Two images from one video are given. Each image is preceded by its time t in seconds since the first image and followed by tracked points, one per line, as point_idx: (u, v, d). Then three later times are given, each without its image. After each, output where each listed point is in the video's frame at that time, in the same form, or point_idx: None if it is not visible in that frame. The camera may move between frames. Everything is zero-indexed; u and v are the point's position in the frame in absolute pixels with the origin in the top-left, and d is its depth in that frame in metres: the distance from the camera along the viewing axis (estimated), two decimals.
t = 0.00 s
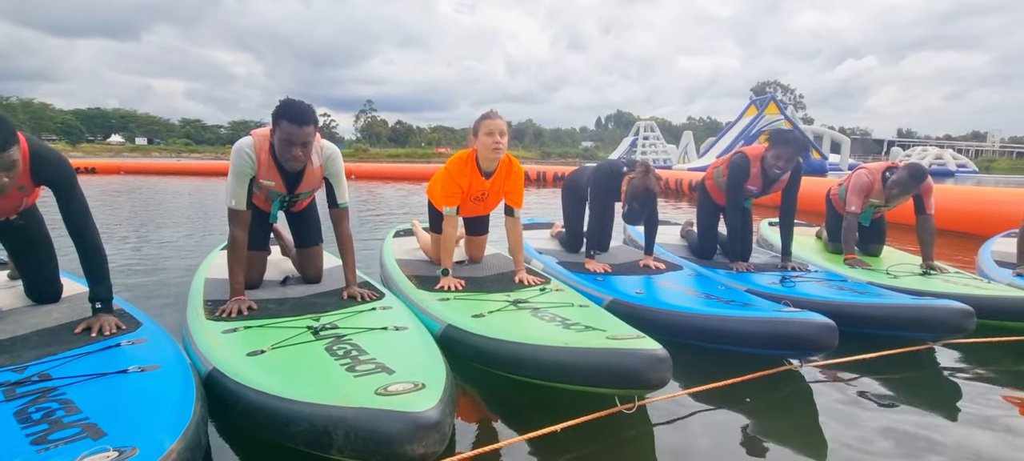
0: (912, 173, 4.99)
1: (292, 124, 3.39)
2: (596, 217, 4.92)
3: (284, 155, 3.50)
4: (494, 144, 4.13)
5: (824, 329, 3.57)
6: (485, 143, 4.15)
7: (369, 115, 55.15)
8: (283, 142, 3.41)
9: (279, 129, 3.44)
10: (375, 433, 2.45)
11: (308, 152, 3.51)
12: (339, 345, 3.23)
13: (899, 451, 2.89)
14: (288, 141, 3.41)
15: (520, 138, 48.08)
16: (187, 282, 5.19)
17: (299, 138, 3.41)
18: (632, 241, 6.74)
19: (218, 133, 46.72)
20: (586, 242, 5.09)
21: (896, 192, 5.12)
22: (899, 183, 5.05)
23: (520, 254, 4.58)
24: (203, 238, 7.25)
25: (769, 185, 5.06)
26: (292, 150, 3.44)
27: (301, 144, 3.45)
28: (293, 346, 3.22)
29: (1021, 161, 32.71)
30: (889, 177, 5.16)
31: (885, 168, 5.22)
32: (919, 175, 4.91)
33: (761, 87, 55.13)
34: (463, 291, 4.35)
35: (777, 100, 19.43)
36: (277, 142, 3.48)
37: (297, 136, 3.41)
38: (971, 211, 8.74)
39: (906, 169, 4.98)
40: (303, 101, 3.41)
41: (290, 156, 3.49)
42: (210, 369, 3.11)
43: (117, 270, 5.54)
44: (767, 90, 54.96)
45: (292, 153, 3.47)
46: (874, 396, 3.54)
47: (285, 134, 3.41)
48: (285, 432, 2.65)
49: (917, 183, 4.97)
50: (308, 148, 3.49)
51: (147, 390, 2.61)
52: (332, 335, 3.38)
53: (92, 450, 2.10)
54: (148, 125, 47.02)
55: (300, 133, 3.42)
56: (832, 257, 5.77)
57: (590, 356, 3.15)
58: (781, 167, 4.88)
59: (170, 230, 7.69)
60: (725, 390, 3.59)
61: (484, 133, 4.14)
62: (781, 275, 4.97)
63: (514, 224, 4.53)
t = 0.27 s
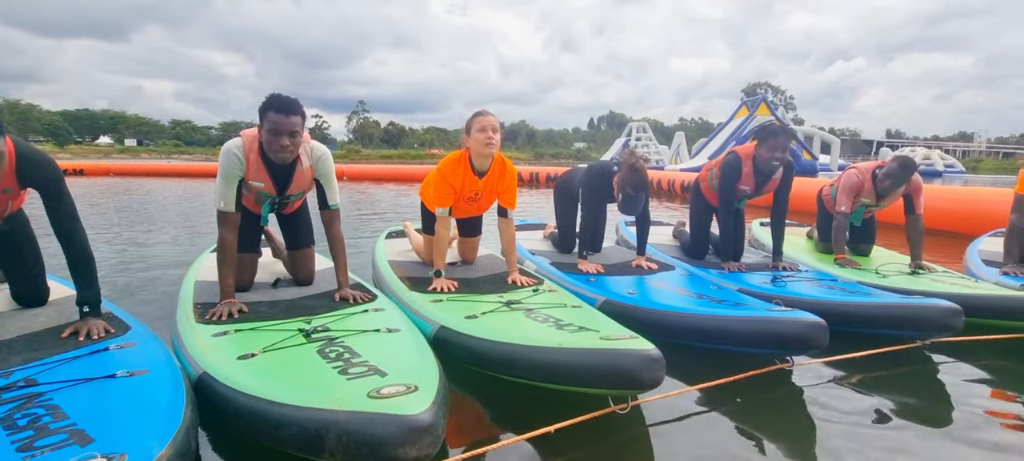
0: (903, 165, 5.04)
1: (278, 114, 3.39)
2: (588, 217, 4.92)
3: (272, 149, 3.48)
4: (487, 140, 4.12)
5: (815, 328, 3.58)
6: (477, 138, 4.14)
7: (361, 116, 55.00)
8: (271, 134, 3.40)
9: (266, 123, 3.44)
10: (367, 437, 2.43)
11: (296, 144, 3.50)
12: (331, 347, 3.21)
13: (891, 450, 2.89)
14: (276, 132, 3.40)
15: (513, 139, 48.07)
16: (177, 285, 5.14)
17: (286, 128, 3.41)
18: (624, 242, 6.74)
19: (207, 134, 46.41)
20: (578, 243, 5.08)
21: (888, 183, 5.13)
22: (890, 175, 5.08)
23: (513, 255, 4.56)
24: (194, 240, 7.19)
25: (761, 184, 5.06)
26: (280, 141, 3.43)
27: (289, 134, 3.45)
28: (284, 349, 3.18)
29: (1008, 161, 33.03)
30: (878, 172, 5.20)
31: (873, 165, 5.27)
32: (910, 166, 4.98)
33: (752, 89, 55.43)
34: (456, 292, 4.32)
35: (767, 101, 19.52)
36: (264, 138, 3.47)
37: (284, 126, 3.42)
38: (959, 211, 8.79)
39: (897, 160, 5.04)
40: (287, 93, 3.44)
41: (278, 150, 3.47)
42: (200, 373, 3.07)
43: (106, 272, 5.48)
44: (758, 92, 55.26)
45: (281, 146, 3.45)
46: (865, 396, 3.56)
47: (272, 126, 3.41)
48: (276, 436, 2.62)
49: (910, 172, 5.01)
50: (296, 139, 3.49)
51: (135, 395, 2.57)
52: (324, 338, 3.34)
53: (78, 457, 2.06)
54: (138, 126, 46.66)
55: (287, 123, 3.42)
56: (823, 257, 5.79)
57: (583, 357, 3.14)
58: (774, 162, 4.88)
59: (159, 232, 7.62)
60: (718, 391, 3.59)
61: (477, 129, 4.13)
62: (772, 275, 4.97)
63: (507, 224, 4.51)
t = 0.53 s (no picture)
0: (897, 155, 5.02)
1: (268, 107, 3.41)
2: (581, 216, 4.91)
3: (263, 144, 3.45)
4: (482, 134, 4.11)
5: (809, 327, 3.59)
6: (472, 134, 4.13)
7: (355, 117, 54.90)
8: (261, 126, 3.39)
9: (256, 118, 3.44)
10: (363, 438, 2.42)
11: (287, 138, 3.49)
12: (326, 349, 3.19)
13: (884, 447, 2.89)
14: (266, 125, 3.40)
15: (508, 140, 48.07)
16: (170, 287, 5.11)
17: (276, 121, 3.42)
18: (619, 242, 6.74)
19: (201, 135, 46.22)
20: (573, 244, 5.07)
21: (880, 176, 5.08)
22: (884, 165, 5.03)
23: (508, 256, 4.55)
24: (187, 241, 7.15)
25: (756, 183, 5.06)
26: (271, 134, 3.42)
27: (279, 128, 3.45)
28: (279, 351, 3.17)
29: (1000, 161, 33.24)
30: (873, 167, 5.18)
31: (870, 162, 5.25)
32: (901, 154, 4.93)
33: (746, 89, 55.62)
34: (452, 293, 4.31)
35: (761, 102, 19.59)
36: (255, 134, 3.46)
37: (274, 119, 3.42)
38: (951, 211, 8.83)
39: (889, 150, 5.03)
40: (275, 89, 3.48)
41: (269, 144, 3.45)
42: (193, 375, 3.05)
43: (98, 275, 5.44)
44: (752, 92, 55.43)
45: (272, 140, 3.43)
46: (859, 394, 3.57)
47: (262, 120, 3.42)
48: (270, 439, 2.60)
49: (900, 161, 4.95)
50: (287, 134, 3.48)
51: (128, 398, 2.55)
52: (318, 339, 3.33)
53: None
54: (131, 127, 46.43)
55: (276, 116, 3.43)
56: (817, 257, 5.80)
57: (579, 357, 3.13)
58: (771, 159, 4.87)
59: (152, 234, 7.58)
60: (713, 390, 3.59)
61: (471, 125, 4.13)
62: (767, 275, 4.98)
63: (502, 225, 4.51)
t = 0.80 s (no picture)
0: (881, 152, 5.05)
1: (257, 100, 3.42)
2: (575, 215, 4.90)
3: (252, 138, 3.43)
4: (475, 129, 4.10)
5: (801, 326, 3.60)
6: (465, 129, 4.12)
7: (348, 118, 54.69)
8: (250, 119, 3.39)
9: (245, 112, 3.45)
10: (355, 440, 2.40)
11: (276, 132, 3.47)
12: (318, 351, 3.17)
13: (875, 447, 2.90)
14: (255, 117, 3.40)
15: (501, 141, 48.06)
16: (160, 289, 5.07)
17: (265, 114, 3.42)
18: (613, 242, 6.74)
19: (192, 136, 45.94)
20: (567, 244, 5.06)
21: (868, 170, 5.09)
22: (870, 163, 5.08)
23: (502, 256, 4.54)
24: (178, 243, 7.09)
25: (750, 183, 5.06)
26: (260, 127, 3.41)
27: (268, 121, 3.44)
28: (270, 353, 3.14)
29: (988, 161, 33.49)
30: (862, 163, 5.20)
31: (860, 160, 5.29)
32: (886, 145, 4.96)
33: (738, 90, 55.87)
34: (445, 294, 4.30)
35: (753, 103, 19.67)
36: (244, 128, 3.45)
37: (263, 112, 3.42)
38: (941, 211, 8.87)
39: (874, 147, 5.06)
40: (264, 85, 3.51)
41: (259, 138, 3.43)
42: (183, 378, 3.02)
43: (87, 277, 5.39)
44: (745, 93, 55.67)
45: (261, 133, 3.41)
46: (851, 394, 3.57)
47: (251, 114, 3.42)
48: (261, 441, 2.58)
49: (885, 152, 4.97)
50: (276, 128, 3.47)
51: (116, 401, 2.52)
52: (310, 341, 3.30)
53: None
54: (122, 128, 46.11)
55: (266, 109, 3.43)
56: (809, 257, 5.82)
57: (572, 358, 3.13)
58: (766, 157, 4.87)
59: (142, 236, 7.51)
60: (705, 391, 3.59)
61: (464, 121, 4.13)
62: (759, 275, 4.99)
63: (496, 226, 4.49)
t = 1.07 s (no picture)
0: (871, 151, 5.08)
1: (247, 94, 3.42)
2: (568, 215, 4.91)
3: (243, 132, 3.41)
4: (468, 127, 4.09)
5: (793, 326, 3.61)
6: (459, 128, 4.11)
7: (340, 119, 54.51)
8: (240, 113, 3.37)
9: (235, 107, 3.43)
10: (347, 443, 2.38)
11: (267, 126, 3.45)
12: (310, 353, 3.14)
13: (868, 446, 2.91)
14: (245, 110, 3.39)
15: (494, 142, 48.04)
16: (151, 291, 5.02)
17: (255, 107, 3.41)
18: (606, 243, 6.74)
19: (183, 138, 45.66)
20: (560, 245, 5.05)
21: (860, 168, 5.12)
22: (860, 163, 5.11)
23: (496, 258, 4.53)
24: (168, 245, 7.03)
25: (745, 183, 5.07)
26: (250, 119, 3.39)
27: (258, 114, 3.42)
28: (262, 355, 3.11)
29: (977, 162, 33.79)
30: (853, 163, 5.24)
31: (849, 159, 5.32)
32: (876, 143, 5.00)
33: (730, 92, 56.12)
34: (438, 295, 4.28)
35: (744, 104, 19.77)
36: (234, 123, 3.43)
37: (253, 106, 3.41)
38: (930, 211, 8.92)
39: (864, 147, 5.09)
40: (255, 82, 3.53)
41: (249, 131, 3.40)
42: (174, 381, 2.99)
43: (76, 280, 5.33)
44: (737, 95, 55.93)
45: (251, 125, 3.39)
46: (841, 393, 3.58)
47: (241, 108, 3.40)
48: (253, 445, 2.55)
49: (876, 150, 4.99)
50: (266, 121, 3.45)
51: (105, 406, 2.49)
52: (303, 343, 3.28)
53: None
54: (112, 129, 45.75)
55: (256, 103, 3.42)
56: (801, 257, 5.84)
57: (566, 359, 3.12)
58: (760, 154, 4.88)
59: (132, 238, 7.44)
60: (698, 391, 3.59)
61: (457, 120, 4.12)
62: (752, 275, 5.00)
63: (491, 227, 4.47)
